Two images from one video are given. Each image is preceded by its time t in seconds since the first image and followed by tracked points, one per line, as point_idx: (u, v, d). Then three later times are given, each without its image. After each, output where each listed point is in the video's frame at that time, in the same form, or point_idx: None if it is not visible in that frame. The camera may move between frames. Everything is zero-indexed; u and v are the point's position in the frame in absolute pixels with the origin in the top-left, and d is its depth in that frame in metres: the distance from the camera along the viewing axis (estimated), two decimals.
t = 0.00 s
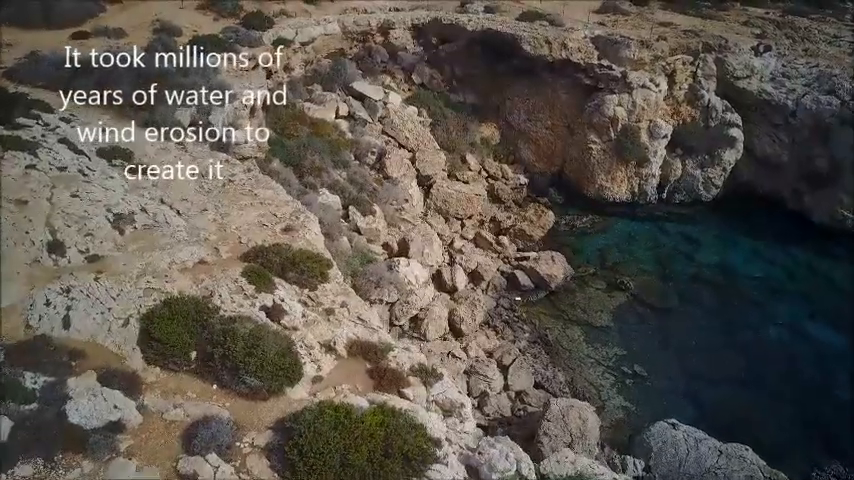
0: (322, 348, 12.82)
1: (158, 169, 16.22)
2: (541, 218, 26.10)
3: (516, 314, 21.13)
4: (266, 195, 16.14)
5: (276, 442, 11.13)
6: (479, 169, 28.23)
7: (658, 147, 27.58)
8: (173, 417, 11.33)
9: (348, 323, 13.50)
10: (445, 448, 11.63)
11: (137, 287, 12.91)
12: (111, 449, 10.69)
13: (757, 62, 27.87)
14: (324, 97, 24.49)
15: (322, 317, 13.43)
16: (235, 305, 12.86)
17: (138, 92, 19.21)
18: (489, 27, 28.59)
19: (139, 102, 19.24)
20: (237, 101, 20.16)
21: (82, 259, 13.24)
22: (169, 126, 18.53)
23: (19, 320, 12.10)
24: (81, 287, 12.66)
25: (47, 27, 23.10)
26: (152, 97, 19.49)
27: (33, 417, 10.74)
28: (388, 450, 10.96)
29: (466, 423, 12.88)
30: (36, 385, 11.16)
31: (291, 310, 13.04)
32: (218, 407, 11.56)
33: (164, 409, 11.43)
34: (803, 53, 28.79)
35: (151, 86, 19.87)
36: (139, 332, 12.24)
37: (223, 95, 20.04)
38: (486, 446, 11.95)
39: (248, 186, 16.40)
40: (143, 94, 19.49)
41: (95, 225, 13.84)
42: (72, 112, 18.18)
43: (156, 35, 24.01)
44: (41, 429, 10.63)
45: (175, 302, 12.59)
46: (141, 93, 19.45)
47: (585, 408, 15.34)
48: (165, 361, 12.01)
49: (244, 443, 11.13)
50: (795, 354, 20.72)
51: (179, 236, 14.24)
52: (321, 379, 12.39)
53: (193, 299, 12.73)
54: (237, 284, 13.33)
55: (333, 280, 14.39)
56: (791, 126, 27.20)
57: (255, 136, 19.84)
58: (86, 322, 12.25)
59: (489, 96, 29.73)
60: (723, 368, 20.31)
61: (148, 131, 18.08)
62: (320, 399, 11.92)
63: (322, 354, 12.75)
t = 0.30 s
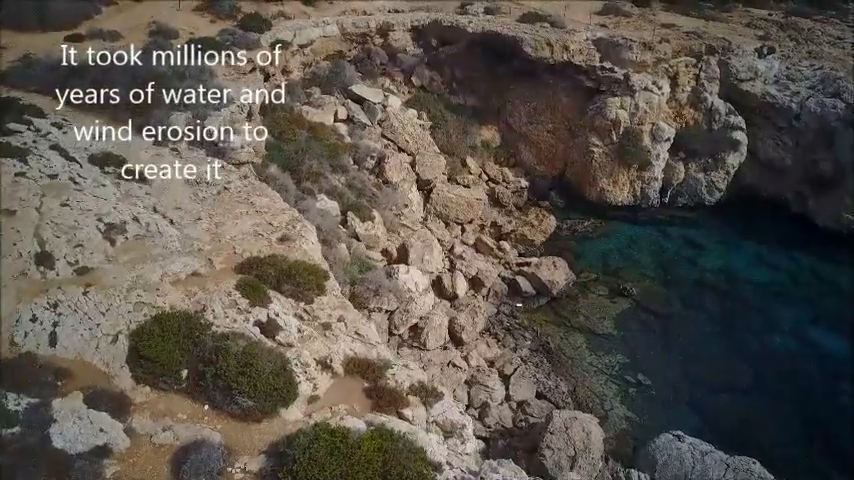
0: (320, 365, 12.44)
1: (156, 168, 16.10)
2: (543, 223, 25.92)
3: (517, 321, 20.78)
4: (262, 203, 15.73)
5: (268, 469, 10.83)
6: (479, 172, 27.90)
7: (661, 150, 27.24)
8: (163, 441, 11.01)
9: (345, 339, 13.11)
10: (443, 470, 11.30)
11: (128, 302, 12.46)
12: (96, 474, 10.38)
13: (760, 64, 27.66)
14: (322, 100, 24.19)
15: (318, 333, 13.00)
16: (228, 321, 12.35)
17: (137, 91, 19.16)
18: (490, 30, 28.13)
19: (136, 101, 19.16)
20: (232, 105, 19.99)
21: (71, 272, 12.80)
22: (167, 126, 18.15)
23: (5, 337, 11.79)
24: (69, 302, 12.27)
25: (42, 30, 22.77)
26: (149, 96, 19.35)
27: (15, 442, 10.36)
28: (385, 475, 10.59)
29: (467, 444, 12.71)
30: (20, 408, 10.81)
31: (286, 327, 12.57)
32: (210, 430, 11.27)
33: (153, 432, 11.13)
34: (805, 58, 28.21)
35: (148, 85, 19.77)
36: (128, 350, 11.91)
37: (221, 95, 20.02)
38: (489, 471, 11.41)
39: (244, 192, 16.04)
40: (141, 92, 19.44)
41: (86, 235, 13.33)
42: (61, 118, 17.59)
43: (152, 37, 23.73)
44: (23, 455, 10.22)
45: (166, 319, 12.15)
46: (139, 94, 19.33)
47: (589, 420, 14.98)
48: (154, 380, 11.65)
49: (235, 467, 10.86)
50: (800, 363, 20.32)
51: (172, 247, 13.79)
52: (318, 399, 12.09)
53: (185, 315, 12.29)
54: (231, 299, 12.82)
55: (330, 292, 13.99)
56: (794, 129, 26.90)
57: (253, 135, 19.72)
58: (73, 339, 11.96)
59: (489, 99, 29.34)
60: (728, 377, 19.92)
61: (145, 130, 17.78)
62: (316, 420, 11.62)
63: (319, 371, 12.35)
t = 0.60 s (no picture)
0: (317, 385, 12.05)
1: (153, 168, 16.13)
2: (545, 227, 25.56)
3: (519, 329, 20.46)
4: (257, 211, 15.38)
5: None
6: (479, 176, 27.61)
7: (664, 153, 26.89)
8: (152, 465, 10.49)
9: (342, 355, 12.84)
10: None
11: (117, 317, 12.04)
12: None
13: (764, 66, 27.42)
14: (320, 103, 24.07)
15: (314, 349, 12.71)
16: (221, 338, 11.96)
17: (134, 89, 18.89)
18: (491, 32, 27.71)
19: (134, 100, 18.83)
20: (228, 109, 19.50)
21: (59, 285, 12.36)
22: (163, 126, 17.85)
23: None
24: (57, 317, 11.76)
25: (36, 32, 22.57)
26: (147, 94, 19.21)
27: None
28: None
29: (468, 467, 12.12)
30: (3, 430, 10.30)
31: (281, 344, 12.22)
32: (200, 454, 10.75)
33: (142, 456, 10.59)
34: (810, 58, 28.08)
35: (145, 82, 19.51)
36: (116, 368, 11.38)
37: (219, 93, 19.96)
38: None
39: (241, 199, 15.73)
40: (137, 91, 19.18)
41: (75, 246, 12.94)
42: (53, 123, 17.33)
43: (148, 41, 23.44)
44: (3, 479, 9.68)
45: (157, 336, 11.71)
46: (135, 94, 19.02)
47: (593, 431, 14.68)
48: (143, 400, 11.14)
49: None
50: (806, 371, 19.89)
51: (164, 257, 13.44)
52: (314, 420, 11.66)
53: (176, 331, 11.87)
54: (225, 312, 12.48)
55: (327, 305, 13.59)
56: (799, 132, 26.59)
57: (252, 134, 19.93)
58: (60, 357, 11.40)
59: (490, 102, 29.08)
60: (734, 386, 19.55)
61: (142, 130, 17.50)
62: (312, 442, 11.19)
63: (315, 389, 11.97)
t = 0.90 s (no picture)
0: (312, 406, 11.40)
1: (152, 167, 16.11)
2: (547, 232, 25.26)
3: (520, 336, 20.12)
4: (253, 219, 14.98)
5: None
6: (480, 180, 27.01)
7: (667, 157, 26.59)
8: None
9: (339, 373, 12.20)
10: None
11: (106, 332, 11.50)
12: None
13: (769, 68, 26.88)
14: (319, 106, 23.89)
15: (310, 365, 12.10)
16: (214, 355, 11.32)
17: (131, 88, 18.79)
18: (492, 34, 27.59)
19: (131, 98, 18.73)
20: (224, 113, 19.30)
21: (46, 298, 11.89)
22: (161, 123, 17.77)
23: None
24: (43, 333, 11.27)
25: (30, 34, 22.28)
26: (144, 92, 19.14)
27: None
28: None
29: None
30: None
31: (276, 361, 11.55)
32: None
33: None
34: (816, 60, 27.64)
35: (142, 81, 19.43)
36: (103, 389, 10.74)
37: (217, 91, 20.21)
38: None
39: (236, 207, 15.32)
40: (135, 90, 19.06)
41: (64, 259, 12.52)
42: (45, 128, 17.07)
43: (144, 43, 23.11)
44: None
45: (146, 352, 11.11)
46: (132, 93, 18.87)
47: (597, 444, 14.39)
48: (130, 422, 10.46)
49: None
50: (812, 379, 19.57)
51: (156, 269, 12.97)
52: (309, 442, 10.99)
53: (166, 347, 11.27)
54: (217, 327, 11.80)
55: (324, 320, 13.02)
56: (804, 135, 26.26)
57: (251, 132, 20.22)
58: (45, 376, 10.86)
59: (491, 105, 28.72)
60: (739, 394, 19.22)
61: (140, 129, 17.27)
62: (307, 468, 10.54)
63: (311, 410, 11.31)
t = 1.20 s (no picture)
0: (308, 426, 11.05)
1: (148, 166, 16.17)
2: (548, 237, 24.90)
3: (522, 344, 19.75)
4: (249, 228, 14.61)
5: None
6: (481, 183, 26.67)
7: (670, 160, 26.09)
8: None
9: (336, 390, 11.84)
10: None
11: (94, 349, 11.07)
12: None
13: (772, 71, 26.64)
14: (318, 110, 23.48)
15: (306, 384, 11.71)
16: (205, 373, 10.93)
17: (128, 87, 18.59)
18: (494, 36, 27.14)
19: (128, 97, 18.49)
20: (220, 116, 18.78)
21: (33, 313, 11.51)
22: (160, 121, 17.74)
23: None
24: (29, 350, 10.79)
25: (22, 34, 22.16)
26: (141, 91, 18.95)
27: None
28: None
29: None
30: None
31: (270, 380, 11.19)
32: None
33: None
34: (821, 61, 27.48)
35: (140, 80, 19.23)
36: (90, 410, 10.35)
37: (214, 91, 20.15)
38: None
39: (230, 216, 14.95)
40: (132, 88, 18.90)
41: (52, 272, 12.14)
42: (37, 134, 16.74)
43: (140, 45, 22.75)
44: None
45: (136, 369, 10.73)
46: (130, 91, 18.73)
47: (601, 456, 14.11)
48: (117, 445, 10.05)
49: None
50: (818, 389, 19.37)
51: (148, 281, 12.62)
52: (304, 465, 10.64)
53: (157, 364, 10.87)
54: (209, 343, 11.47)
55: (321, 335, 12.69)
56: (809, 138, 25.95)
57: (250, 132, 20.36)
58: (29, 396, 10.46)
59: (492, 107, 28.33)
60: (746, 403, 18.88)
61: (137, 128, 17.20)
62: None
63: (307, 431, 10.95)
